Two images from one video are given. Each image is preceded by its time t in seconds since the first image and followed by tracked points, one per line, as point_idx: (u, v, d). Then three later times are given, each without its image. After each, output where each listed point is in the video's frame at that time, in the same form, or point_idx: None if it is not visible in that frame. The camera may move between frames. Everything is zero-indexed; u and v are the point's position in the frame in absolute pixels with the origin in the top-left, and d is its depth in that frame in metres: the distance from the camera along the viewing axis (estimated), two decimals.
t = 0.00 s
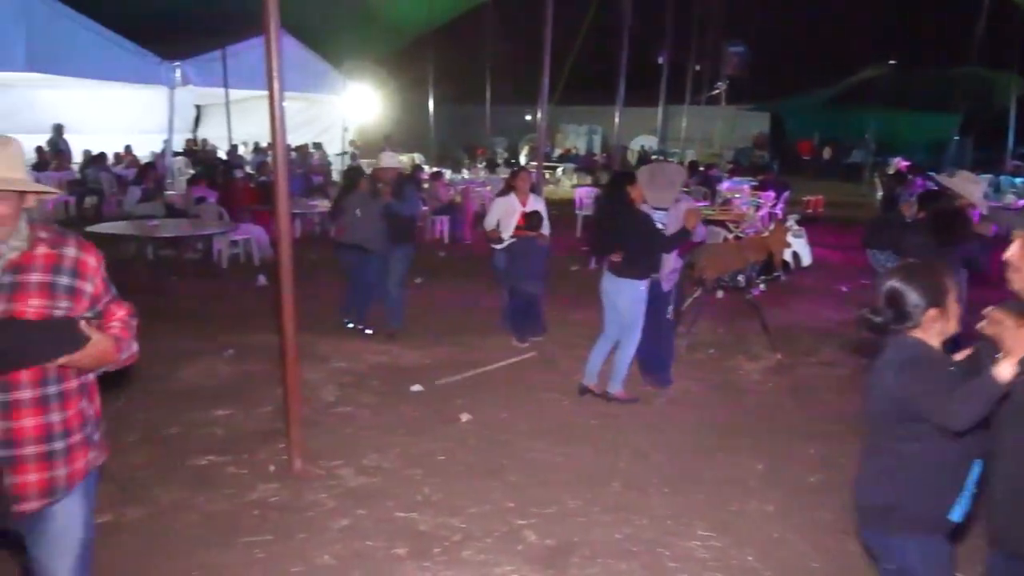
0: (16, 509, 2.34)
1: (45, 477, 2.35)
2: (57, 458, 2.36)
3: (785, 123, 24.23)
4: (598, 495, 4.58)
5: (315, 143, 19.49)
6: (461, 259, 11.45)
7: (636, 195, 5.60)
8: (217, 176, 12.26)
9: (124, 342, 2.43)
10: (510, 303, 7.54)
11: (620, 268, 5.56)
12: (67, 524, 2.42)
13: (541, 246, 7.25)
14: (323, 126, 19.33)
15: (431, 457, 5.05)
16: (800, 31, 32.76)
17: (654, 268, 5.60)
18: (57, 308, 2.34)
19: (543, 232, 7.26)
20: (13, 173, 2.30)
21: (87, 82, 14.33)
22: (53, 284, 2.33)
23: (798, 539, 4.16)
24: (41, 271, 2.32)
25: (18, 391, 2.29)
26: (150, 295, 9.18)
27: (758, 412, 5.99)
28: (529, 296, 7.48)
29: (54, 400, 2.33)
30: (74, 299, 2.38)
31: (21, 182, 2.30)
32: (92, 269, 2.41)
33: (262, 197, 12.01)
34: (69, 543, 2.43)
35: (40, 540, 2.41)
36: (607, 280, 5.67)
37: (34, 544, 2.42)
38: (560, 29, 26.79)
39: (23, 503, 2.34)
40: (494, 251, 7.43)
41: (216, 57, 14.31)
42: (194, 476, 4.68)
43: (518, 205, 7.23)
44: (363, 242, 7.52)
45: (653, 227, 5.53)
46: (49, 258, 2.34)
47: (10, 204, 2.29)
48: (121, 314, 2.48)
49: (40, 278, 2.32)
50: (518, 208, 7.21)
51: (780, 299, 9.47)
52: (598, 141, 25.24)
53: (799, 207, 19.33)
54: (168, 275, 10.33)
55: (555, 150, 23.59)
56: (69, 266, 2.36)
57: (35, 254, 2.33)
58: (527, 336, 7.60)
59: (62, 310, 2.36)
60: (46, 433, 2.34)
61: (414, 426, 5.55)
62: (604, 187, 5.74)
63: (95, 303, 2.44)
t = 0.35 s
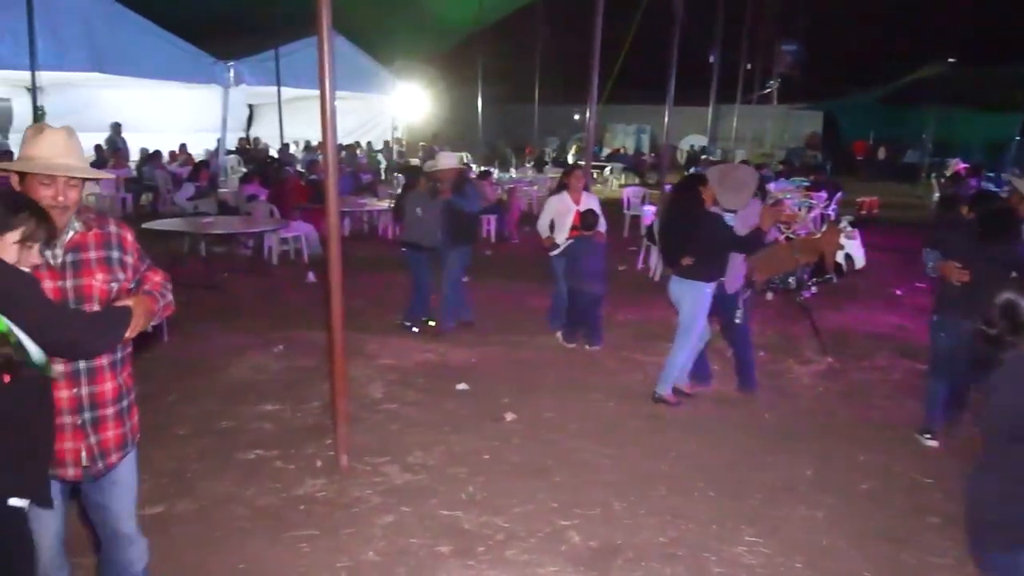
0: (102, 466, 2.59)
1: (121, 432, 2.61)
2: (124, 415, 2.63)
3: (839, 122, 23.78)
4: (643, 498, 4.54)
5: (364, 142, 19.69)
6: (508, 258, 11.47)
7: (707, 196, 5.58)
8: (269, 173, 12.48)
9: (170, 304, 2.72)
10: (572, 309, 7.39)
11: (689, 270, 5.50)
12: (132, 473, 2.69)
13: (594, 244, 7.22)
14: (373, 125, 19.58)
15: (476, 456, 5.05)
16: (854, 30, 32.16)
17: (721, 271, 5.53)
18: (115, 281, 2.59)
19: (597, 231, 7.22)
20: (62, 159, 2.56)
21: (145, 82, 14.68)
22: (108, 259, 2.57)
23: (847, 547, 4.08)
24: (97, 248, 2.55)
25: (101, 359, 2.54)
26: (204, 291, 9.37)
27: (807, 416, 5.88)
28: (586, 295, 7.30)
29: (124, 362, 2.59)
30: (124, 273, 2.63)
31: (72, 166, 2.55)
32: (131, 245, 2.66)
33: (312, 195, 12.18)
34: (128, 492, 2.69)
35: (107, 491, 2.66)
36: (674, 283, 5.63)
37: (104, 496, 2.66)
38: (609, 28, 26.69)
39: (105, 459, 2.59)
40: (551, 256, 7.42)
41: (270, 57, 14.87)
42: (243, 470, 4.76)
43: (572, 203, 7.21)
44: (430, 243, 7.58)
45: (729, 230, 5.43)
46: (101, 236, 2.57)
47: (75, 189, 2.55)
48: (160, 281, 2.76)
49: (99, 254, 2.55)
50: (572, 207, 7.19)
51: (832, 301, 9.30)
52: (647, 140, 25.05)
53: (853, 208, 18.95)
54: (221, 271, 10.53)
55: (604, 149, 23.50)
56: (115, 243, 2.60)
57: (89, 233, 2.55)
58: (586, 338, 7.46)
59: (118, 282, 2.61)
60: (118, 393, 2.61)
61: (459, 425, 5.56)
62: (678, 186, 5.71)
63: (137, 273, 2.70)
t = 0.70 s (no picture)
0: (141, 446, 2.70)
1: (162, 416, 2.73)
2: (168, 397, 2.75)
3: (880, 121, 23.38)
4: (677, 501, 4.49)
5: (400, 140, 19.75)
6: (542, 257, 11.45)
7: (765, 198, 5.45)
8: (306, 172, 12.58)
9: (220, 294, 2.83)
10: (608, 309, 7.33)
11: (744, 273, 5.41)
12: (178, 455, 2.82)
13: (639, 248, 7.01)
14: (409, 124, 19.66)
15: (509, 455, 5.04)
16: (894, 27, 31.62)
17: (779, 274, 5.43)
18: (165, 268, 2.76)
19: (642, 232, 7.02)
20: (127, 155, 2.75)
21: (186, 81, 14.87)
22: (159, 248, 2.75)
23: (888, 555, 3.99)
24: (149, 236, 2.74)
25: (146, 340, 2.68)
26: (241, 288, 9.47)
27: (846, 421, 5.78)
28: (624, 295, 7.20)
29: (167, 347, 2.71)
30: (175, 261, 2.79)
31: (134, 162, 2.75)
32: (187, 236, 2.83)
33: (348, 193, 12.26)
34: (178, 472, 2.83)
35: (162, 472, 2.81)
36: (730, 287, 5.52)
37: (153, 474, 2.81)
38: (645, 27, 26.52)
39: (146, 440, 2.71)
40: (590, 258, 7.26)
41: (306, 57, 14.89)
42: (278, 466, 4.78)
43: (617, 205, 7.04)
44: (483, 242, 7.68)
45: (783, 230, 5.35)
46: (154, 226, 2.76)
47: (135, 180, 2.74)
48: (218, 271, 2.89)
49: (149, 242, 2.74)
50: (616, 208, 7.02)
51: (872, 304, 9.15)
52: (683, 139, 24.89)
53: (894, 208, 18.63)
54: (259, 268, 10.62)
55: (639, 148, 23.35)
56: (169, 234, 2.78)
57: (142, 223, 2.75)
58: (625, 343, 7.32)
59: (168, 270, 2.78)
60: (159, 376, 2.73)
61: (493, 424, 5.55)
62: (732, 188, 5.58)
63: (195, 264, 2.85)
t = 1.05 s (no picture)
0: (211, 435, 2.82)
1: (238, 410, 2.85)
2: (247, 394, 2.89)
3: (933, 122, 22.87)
4: (723, 506, 4.43)
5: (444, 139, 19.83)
6: (587, 257, 11.42)
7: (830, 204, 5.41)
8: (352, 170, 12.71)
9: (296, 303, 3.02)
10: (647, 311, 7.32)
11: (813, 282, 5.29)
12: (247, 450, 2.94)
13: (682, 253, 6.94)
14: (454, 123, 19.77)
15: (553, 456, 5.03)
16: (950, 26, 30.94)
17: (844, 283, 5.32)
18: (255, 276, 2.91)
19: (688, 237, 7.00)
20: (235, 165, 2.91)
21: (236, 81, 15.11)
22: (252, 257, 2.89)
23: (942, 567, 3.90)
24: (245, 244, 2.88)
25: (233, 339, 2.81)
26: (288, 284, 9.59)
27: (898, 428, 5.66)
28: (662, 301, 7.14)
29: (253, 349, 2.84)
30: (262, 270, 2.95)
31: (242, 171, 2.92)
32: (273, 250, 3.00)
33: (394, 191, 12.36)
34: (246, 467, 2.96)
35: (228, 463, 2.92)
36: (797, 296, 5.40)
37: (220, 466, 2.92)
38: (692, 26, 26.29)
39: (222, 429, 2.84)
40: (630, 257, 7.17)
41: (353, 57, 15.07)
42: (323, 462, 4.83)
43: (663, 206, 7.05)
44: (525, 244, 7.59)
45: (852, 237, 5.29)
46: (250, 235, 2.91)
47: (240, 188, 2.90)
48: (293, 282, 3.06)
49: (245, 251, 2.87)
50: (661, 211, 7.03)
51: (926, 308, 8.95)
52: (729, 139, 24.70)
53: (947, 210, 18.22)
54: (307, 266, 10.77)
55: (684, 148, 23.17)
56: (260, 245, 2.93)
57: (240, 232, 2.89)
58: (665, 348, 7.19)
59: (257, 278, 2.93)
60: (241, 373, 2.86)
61: (537, 424, 5.54)
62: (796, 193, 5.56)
63: (276, 274, 3.03)
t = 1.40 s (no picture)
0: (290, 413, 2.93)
1: (313, 393, 2.93)
2: (324, 380, 2.96)
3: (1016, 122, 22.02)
4: (792, 514, 4.34)
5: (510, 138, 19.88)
6: (653, 258, 11.31)
7: (925, 203, 5.23)
8: (419, 169, 12.83)
9: (377, 297, 3.04)
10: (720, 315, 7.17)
11: (897, 286, 5.17)
12: (330, 433, 3.03)
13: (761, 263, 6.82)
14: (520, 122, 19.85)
15: (618, 458, 4.99)
16: None
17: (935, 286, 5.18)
18: (333, 269, 2.97)
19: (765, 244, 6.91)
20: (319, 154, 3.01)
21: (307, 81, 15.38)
22: (331, 250, 2.96)
23: None
24: (326, 237, 2.96)
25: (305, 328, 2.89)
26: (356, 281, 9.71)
27: (977, 439, 5.46)
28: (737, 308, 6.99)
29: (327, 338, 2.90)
30: (341, 263, 3.00)
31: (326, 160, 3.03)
32: (357, 244, 3.02)
33: (460, 191, 12.46)
34: (332, 443, 3.05)
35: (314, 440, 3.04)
36: (884, 302, 5.27)
37: (307, 441, 3.04)
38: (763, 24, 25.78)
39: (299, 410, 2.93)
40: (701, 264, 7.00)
41: (422, 57, 15.20)
42: (389, 457, 4.88)
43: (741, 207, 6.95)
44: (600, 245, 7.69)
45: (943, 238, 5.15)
46: (333, 229, 2.98)
47: (324, 176, 3.02)
48: (380, 278, 3.10)
49: (325, 244, 2.95)
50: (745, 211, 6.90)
51: (1007, 315, 8.62)
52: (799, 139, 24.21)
53: None
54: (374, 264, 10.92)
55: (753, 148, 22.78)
56: (343, 239, 2.99)
57: (322, 225, 2.97)
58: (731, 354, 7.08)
59: (335, 270, 2.98)
60: (312, 360, 2.94)
61: (602, 425, 5.51)
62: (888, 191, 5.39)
63: (360, 270, 3.06)
